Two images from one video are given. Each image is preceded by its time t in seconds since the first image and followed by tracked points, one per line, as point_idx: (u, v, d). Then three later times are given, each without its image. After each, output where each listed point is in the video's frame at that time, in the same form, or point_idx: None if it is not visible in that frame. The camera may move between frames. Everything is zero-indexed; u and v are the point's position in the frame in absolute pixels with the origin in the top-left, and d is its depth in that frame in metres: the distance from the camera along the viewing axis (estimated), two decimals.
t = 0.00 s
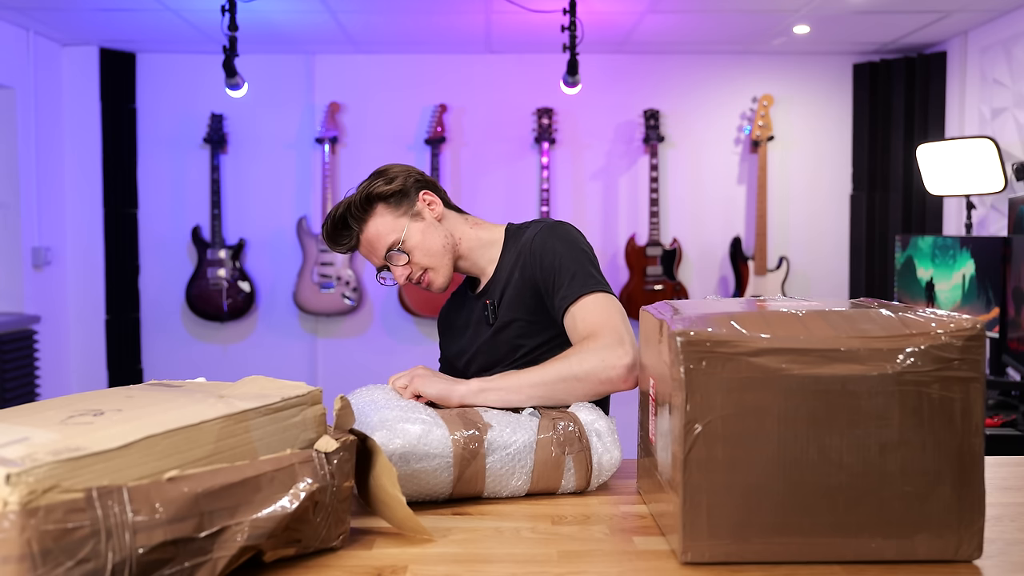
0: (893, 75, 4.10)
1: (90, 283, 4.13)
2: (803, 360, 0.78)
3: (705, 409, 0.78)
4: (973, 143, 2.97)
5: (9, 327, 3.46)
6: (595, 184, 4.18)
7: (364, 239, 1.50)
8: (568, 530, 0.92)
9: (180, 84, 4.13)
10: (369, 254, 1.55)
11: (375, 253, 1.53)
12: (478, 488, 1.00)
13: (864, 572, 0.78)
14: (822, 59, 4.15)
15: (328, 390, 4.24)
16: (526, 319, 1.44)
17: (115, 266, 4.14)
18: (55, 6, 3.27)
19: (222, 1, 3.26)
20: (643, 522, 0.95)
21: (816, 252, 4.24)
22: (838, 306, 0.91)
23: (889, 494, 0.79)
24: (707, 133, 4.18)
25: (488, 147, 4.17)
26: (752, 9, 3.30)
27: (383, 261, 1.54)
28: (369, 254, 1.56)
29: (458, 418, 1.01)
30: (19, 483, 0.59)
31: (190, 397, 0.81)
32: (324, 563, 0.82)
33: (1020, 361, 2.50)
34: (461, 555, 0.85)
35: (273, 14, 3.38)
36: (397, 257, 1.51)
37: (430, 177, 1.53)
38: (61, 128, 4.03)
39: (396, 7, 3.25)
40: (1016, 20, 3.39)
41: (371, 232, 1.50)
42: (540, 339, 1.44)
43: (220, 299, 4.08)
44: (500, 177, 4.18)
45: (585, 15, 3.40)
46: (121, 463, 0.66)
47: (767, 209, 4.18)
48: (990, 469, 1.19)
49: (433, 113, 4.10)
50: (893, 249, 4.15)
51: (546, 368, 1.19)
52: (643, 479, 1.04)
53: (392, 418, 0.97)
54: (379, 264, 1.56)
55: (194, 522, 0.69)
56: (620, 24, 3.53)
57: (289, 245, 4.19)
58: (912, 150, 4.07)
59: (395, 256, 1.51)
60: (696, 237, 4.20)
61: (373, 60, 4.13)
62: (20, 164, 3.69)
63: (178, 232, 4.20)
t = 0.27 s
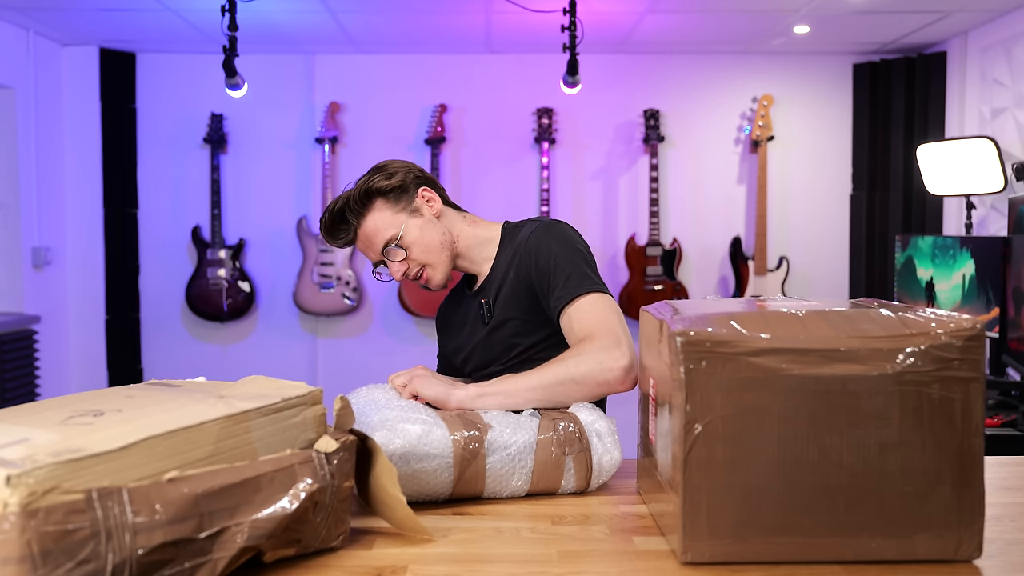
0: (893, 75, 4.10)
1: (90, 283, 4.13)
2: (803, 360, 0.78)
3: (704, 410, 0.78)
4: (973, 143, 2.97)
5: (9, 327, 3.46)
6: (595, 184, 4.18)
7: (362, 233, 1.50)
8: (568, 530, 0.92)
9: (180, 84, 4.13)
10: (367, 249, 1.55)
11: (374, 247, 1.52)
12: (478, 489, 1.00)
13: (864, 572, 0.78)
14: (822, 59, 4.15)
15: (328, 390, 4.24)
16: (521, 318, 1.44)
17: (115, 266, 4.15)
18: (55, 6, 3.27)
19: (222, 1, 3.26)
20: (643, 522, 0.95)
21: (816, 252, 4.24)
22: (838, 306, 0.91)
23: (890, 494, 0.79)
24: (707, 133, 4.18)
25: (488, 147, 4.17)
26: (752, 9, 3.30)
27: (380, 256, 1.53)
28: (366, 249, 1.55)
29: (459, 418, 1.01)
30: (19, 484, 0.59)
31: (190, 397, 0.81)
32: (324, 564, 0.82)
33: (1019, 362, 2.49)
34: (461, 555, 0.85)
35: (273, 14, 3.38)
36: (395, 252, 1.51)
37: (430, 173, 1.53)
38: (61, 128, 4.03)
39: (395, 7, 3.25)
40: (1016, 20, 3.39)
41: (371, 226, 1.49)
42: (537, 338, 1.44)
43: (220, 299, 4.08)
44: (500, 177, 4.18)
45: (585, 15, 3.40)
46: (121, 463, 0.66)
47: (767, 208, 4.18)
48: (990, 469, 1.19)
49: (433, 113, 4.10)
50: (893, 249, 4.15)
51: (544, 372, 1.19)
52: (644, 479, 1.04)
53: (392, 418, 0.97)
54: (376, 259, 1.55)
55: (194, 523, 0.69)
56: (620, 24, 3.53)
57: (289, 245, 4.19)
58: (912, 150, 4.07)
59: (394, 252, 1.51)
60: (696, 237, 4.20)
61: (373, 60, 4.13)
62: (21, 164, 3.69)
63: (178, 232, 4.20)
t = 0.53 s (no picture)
0: (893, 75, 4.10)
1: (90, 283, 4.13)
2: (803, 360, 0.78)
3: (703, 410, 0.78)
4: (973, 143, 2.97)
5: (9, 327, 3.46)
6: (595, 184, 4.17)
7: (366, 190, 1.40)
8: (568, 530, 0.92)
9: (180, 84, 4.13)
10: (361, 206, 1.44)
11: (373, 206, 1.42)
12: (478, 488, 1.00)
13: (864, 572, 0.78)
14: (822, 59, 4.15)
15: (328, 390, 4.24)
16: (512, 311, 1.45)
17: (115, 266, 4.14)
18: (55, 6, 3.27)
19: (222, 1, 3.26)
20: (643, 521, 0.95)
21: (816, 252, 4.24)
22: (839, 306, 0.91)
23: (889, 494, 0.79)
24: (707, 133, 4.18)
25: (488, 147, 4.17)
26: (752, 9, 3.30)
27: (378, 216, 1.44)
28: (360, 207, 1.44)
29: (458, 417, 1.01)
30: (18, 483, 0.59)
31: (190, 397, 0.81)
32: (324, 563, 0.82)
33: (1019, 362, 2.49)
34: (461, 555, 0.85)
35: (273, 14, 3.38)
36: (398, 214, 1.43)
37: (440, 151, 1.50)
38: (61, 128, 4.03)
39: (395, 7, 3.25)
40: (1016, 20, 3.39)
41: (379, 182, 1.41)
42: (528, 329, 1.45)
43: (220, 299, 4.07)
44: (500, 177, 4.18)
45: (585, 15, 3.40)
46: (121, 463, 0.66)
47: (767, 208, 4.18)
48: (989, 469, 1.19)
49: (433, 113, 4.10)
50: (893, 250, 4.15)
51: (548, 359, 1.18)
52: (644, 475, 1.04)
53: (392, 416, 0.97)
54: (369, 219, 1.45)
55: (193, 522, 0.69)
56: (620, 24, 3.53)
57: (289, 245, 4.19)
58: (912, 150, 4.07)
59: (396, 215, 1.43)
60: (696, 237, 4.20)
61: (373, 60, 4.13)
62: (21, 164, 3.69)
63: (178, 232, 4.20)
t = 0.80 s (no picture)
0: (893, 75, 4.10)
1: (89, 283, 4.13)
2: (803, 360, 0.78)
3: (704, 409, 0.78)
4: (973, 143, 2.97)
5: (9, 327, 3.46)
6: (595, 185, 4.18)
7: (416, 107, 1.34)
8: (568, 530, 0.92)
9: (179, 84, 4.13)
10: (393, 118, 1.34)
11: (410, 124, 1.33)
12: (478, 488, 1.00)
13: (863, 572, 0.78)
14: (822, 59, 4.16)
15: (328, 390, 4.24)
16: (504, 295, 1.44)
17: (115, 266, 4.14)
18: (55, 6, 3.27)
19: (222, 1, 3.26)
20: (643, 521, 0.95)
21: (816, 252, 4.24)
22: (839, 306, 0.91)
23: (890, 494, 0.79)
24: (706, 133, 4.18)
25: (488, 147, 4.17)
26: (752, 9, 3.30)
27: (407, 134, 1.33)
28: (390, 119, 1.35)
29: (459, 417, 1.01)
30: (19, 483, 0.59)
31: (190, 397, 0.81)
32: (324, 563, 0.82)
33: (1019, 362, 2.49)
34: (461, 555, 0.85)
35: (273, 14, 3.38)
36: (427, 145, 1.34)
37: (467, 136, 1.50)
38: (61, 128, 4.03)
39: (395, 7, 3.25)
40: (1016, 20, 3.39)
41: (425, 107, 1.34)
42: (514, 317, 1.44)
43: (220, 299, 4.08)
44: (500, 177, 4.18)
45: (585, 15, 3.40)
46: (121, 463, 0.66)
47: (767, 208, 4.18)
48: (990, 469, 1.19)
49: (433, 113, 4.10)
50: (893, 250, 4.14)
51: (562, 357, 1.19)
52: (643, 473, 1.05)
53: (391, 416, 0.97)
54: (395, 132, 1.34)
55: (193, 522, 0.69)
56: (620, 24, 3.53)
57: (289, 245, 4.19)
58: (912, 150, 4.07)
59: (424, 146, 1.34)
60: (696, 237, 4.20)
61: (373, 60, 4.13)
62: (20, 164, 3.69)
63: (178, 232, 4.20)
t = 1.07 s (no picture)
0: (893, 76, 4.10)
1: (89, 283, 4.13)
2: (803, 360, 0.78)
3: (702, 409, 0.78)
4: (973, 143, 2.97)
5: (9, 327, 3.46)
6: (595, 185, 4.17)
7: (436, 98, 1.31)
8: (568, 530, 0.92)
9: (180, 84, 4.13)
10: (412, 98, 1.30)
11: (428, 109, 1.30)
12: (478, 488, 1.00)
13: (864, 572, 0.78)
14: (822, 59, 4.16)
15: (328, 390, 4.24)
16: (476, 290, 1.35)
17: (115, 266, 4.14)
18: (54, 6, 3.27)
19: (222, 1, 3.26)
20: (643, 521, 0.95)
21: (816, 252, 4.24)
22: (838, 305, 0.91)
23: (890, 494, 0.79)
24: (707, 133, 4.18)
25: (488, 147, 4.17)
26: (752, 9, 3.30)
27: (422, 118, 1.29)
28: (409, 97, 1.31)
29: (459, 417, 1.01)
30: (19, 483, 0.59)
31: (190, 397, 0.81)
32: (324, 563, 0.82)
33: (1019, 362, 2.48)
34: (461, 555, 0.85)
35: (273, 14, 3.38)
36: (437, 136, 1.30)
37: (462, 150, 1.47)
38: (61, 128, 4.03)
39: (395, 7, 3.25)
40: (1016, 20, 3.39)
41: (444, 101, 1.32)
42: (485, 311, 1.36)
43: (220, 299, 4.07)
44: (500, 177, 4.18)
45: (585, 15, 3.40)
46: (121, 463, 0.66)
47: (767, 208, 4.18)
48: (989, 469, 1.19)
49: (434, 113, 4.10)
50: (893, 250, 4.14)
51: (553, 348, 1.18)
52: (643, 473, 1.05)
53: (391, 417, 0.97)
54: (408, 113, 1.30)
55: (194, 522, 0.69)
56: (620, 24, 3.53)
57: (289, 245, 4.19)
58: (912, 150, 4.07)
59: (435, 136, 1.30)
60: (696, 237, 4.20)
61: (373, 60, 4.13)
62: (20, 164, 3.69)
63: (178, 232, 4.20)
